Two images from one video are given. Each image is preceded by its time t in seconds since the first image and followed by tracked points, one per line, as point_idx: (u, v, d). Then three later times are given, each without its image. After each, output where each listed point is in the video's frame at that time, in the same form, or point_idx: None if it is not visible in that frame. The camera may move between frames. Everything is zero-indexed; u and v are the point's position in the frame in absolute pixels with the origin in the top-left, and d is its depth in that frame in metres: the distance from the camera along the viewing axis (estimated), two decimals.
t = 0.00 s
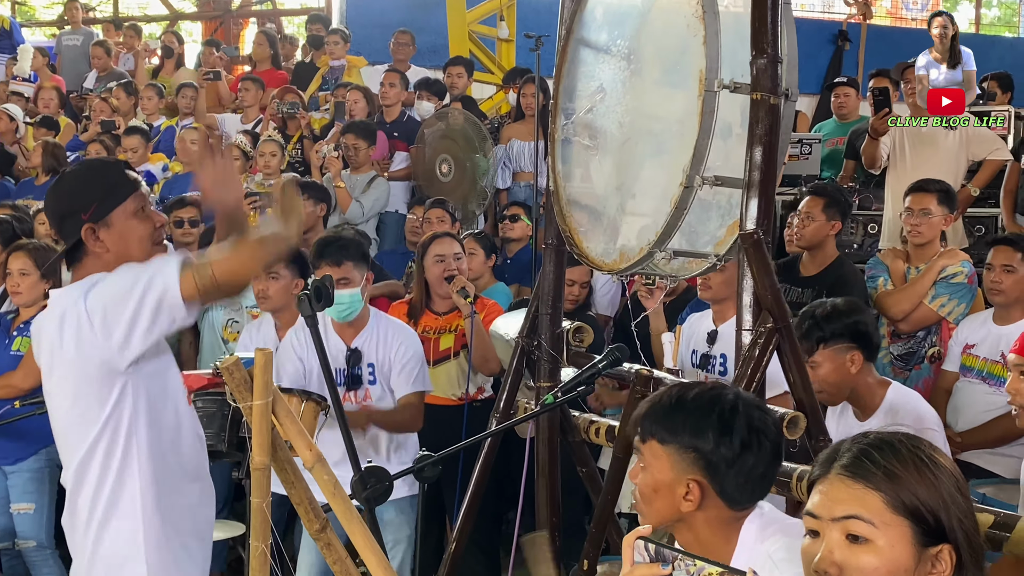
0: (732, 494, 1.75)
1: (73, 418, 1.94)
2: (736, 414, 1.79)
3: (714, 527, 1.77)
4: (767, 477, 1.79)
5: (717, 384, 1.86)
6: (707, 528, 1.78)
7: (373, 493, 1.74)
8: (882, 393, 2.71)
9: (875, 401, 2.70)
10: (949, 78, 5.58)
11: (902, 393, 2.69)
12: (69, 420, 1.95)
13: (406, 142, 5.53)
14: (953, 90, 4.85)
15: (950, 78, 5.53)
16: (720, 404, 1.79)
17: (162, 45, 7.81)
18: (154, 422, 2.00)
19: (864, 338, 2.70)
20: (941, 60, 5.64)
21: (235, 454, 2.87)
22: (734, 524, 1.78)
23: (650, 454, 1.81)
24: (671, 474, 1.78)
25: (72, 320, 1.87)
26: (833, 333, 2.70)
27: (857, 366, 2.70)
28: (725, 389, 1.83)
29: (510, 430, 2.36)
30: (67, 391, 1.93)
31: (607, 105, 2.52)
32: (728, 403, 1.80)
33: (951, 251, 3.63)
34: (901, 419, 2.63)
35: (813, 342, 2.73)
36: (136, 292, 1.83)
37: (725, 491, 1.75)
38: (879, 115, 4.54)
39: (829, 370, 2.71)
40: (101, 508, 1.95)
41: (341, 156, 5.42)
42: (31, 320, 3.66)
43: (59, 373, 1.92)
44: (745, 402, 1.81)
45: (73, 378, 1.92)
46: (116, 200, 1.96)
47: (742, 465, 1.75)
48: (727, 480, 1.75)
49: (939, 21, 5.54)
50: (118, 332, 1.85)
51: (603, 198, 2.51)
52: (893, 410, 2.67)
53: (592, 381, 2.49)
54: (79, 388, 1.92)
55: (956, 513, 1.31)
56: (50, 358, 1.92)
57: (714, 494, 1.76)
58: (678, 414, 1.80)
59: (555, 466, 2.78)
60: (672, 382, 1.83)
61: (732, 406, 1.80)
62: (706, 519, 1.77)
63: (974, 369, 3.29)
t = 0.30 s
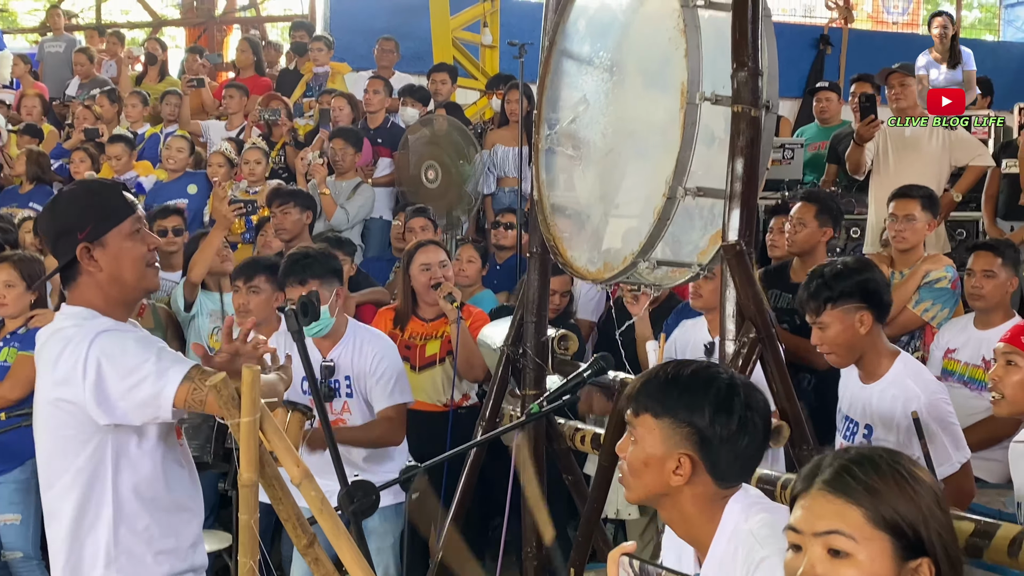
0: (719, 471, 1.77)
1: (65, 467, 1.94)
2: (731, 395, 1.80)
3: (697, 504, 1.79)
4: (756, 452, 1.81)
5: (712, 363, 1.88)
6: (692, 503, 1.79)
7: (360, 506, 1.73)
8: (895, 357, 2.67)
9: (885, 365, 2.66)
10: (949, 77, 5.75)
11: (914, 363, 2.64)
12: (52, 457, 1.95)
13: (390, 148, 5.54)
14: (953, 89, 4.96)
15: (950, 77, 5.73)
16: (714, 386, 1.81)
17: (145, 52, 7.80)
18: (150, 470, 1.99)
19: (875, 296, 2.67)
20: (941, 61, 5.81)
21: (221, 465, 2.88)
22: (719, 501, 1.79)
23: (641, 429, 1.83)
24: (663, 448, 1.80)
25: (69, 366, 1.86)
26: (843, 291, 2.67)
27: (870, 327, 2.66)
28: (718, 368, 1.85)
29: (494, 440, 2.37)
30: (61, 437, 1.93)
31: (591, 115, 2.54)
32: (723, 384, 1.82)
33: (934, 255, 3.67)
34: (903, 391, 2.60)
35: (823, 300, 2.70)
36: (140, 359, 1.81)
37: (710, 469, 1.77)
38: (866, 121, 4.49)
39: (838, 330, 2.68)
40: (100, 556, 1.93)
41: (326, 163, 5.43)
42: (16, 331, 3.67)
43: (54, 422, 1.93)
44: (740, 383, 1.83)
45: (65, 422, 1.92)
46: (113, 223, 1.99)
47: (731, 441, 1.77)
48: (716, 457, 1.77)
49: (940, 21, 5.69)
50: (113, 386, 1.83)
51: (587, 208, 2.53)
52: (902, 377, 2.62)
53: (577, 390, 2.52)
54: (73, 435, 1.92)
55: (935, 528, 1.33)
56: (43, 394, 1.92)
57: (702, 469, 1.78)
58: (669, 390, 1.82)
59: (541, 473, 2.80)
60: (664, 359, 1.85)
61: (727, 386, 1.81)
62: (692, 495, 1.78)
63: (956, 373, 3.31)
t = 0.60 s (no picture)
0: (717, 444, 1.78)
1: (64, 467, 2.00)
2: (724, 368, 1.82)
3: (691, 482, 1.78)
4: (748, 425, 1.82)
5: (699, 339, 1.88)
6: (688, 479, 1.78)
7: (346, 512, 1.71)
8: (888, 351, 2.69)
9: (875, 357, 2.69)
10: (948, 77, 5.94)
11: (907, 358, 2.65)
12: (50, 455, 2.01)
13: (369, 150, 5.53)
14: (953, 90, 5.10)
15: (950, 77, 5.92)
16: (706, 360, 1.82)
17: (122, 55, 7.76)
18: (145, 473, 2.07)
19: (875, 288, 2.72)
20: (941, 61, 6.01)
21: (204, 471, 2.88)
22: (713, 477, 1.79)
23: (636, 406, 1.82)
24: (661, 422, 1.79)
25: (72, 365, 1.94)
26: (842, 280, 2.72)
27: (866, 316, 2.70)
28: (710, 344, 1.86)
29: (478, 443, 2.37)
30: (61, 437, 2.00)
31: (572, 119, 2.55)
32: (715, 358, 1.82)
33: (915, 256, 3.72)
34: (891, 382, 2.61)
35: (823, 285, 2.75)
36: (147, 356, 1.91)
37: (710, 442, 1.78)
38: (846, 122, 4.53)
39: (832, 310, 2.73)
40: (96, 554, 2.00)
41: (305, 166, 5.42)
42: None
43: (54, 422, 1.99)
44: (729, 357, 1.85)
45: (66, 422, 1.99)
46: (112, 226, 2.03)
47: (727, 414, 1.79)
48: (714, 429, 1.77)
49: (940, 22, 5.74)
50: (115, 385, 1.92)
51: (568, 211, 2.54)
52: (893, 368, 2.64)
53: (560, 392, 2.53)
54: (73, 436, 1.99)
55: (919, 526, 1.34)
56: (43, 394, 1.99)
57: (701, 441, 1.78)
58: (663, 366, 1.82)
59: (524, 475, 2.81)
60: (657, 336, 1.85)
61: (719, 359, 1.82)
62: (691, 467, 1.77)
63: (935, 373, 3.33)
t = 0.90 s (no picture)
0: (687, 416, 1.79)
1: (58, 475, 1.96)
2: (701, 346, 1.82)
3: (656, 454, 1.78)
4: (719, 397, 1.84)
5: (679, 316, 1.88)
6: (656, 451, 1.77)
7: (319, 524, 1.70)
8: (842, 354, 2.70)
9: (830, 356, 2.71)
10: (949, 78, 6.12)
11: (861, 360, 2.67)
12: (46, 465, 1.96)
13: (342, 158, 5.54)
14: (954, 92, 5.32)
15: (950, 78, 6.10)
16: (684, 336, 1.82)
17: (93, 63, 7.72)
18: (142, 468, 2.04)
19: (832, 293, 2.77)
20: (941, 62, 6.18)
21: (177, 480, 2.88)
22: (679, 456, 1.78)
23: (611, 377, 1.82)
24: (634, 392, 1.79)
25: (58, 374, 1.89)
26: (800, 285, 2.78)
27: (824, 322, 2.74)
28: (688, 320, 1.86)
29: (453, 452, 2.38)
30: (53, 447, 1.95)
31: (543, 128, 2.57)
32: (694, 336, 1.83)
33: (887, 261, 3.75)
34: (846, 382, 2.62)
35: (782, 288, 2.81)
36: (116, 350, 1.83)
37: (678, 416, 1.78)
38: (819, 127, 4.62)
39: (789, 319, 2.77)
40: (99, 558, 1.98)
41: (279, 173, 5.43)
42: None
43: (48, 431, 1.94)
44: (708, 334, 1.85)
45: (53, 431, 1.94)
46: (118, 241, 1.99)
47: (699, 387, 1.80)
48: (684, 402, 1.78)
49: (939, 22, 5.87)
50: (102, 387, 1.87)
51: (541, 219, 2.55)
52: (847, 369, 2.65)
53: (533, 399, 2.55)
54: (68, 443, 1.95)
55: (889, 533, 1.36)
56: (34, 403, 1.94)
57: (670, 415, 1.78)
58: (638, 340, 1.82)
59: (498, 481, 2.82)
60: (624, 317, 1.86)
61: (697, 336, 1.83)
62: (657, 441, 1.77)
63: (904, 377, 3.36)
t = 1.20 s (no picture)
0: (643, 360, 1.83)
1: None
2: (662, 295, 1.84)
3: (613, 398, 1.84)
4: (679, 347, 1.85)
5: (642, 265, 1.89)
6: (611, 395, 1.84)
7: (254, 533, 1.71)
8: (748, 347, 2.74)
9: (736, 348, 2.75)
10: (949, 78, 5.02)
11: (765, 349, 2.73)
12: None
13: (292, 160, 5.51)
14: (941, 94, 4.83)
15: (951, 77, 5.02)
16: (645, 284, 1.84)
17: (39, 64, 7.63)
18: (78, 475, 2.09)
19: (741, 285, 2.78)
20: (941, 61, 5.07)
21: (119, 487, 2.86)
22: (633, 403, 1.85)
23: (573, 321, 1.87)
24: (592, 336, 1.84)
25: None
26: (712, 278, 2.77)
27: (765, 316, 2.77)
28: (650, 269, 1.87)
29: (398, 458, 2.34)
30: None
31: (487, 132, 2.56)
32: (653, 286, 1.84)
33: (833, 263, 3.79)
34: (752, 377, 2.68)
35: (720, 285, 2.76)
36: (47, 342, 1.95)
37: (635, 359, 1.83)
38: (762, 134, 4.82)
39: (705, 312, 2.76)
40: (40, 561, 2.01)
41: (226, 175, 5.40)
42: None
43: None
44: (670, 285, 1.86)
45: None
46: (94, 257, 2.07)
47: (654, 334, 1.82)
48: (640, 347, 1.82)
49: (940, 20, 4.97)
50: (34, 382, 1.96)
51: (486, 225, 2.54)
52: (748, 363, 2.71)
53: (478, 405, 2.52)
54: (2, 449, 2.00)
55: (822, 539, 1.36)
56: None
57: (623, 359, 1.83)
58: (598, 287, 1.85)
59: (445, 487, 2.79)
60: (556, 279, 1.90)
61: (656, 286, 1.84)
62: (614, 382, 1.83)
63: (850, 377, 3.39)
